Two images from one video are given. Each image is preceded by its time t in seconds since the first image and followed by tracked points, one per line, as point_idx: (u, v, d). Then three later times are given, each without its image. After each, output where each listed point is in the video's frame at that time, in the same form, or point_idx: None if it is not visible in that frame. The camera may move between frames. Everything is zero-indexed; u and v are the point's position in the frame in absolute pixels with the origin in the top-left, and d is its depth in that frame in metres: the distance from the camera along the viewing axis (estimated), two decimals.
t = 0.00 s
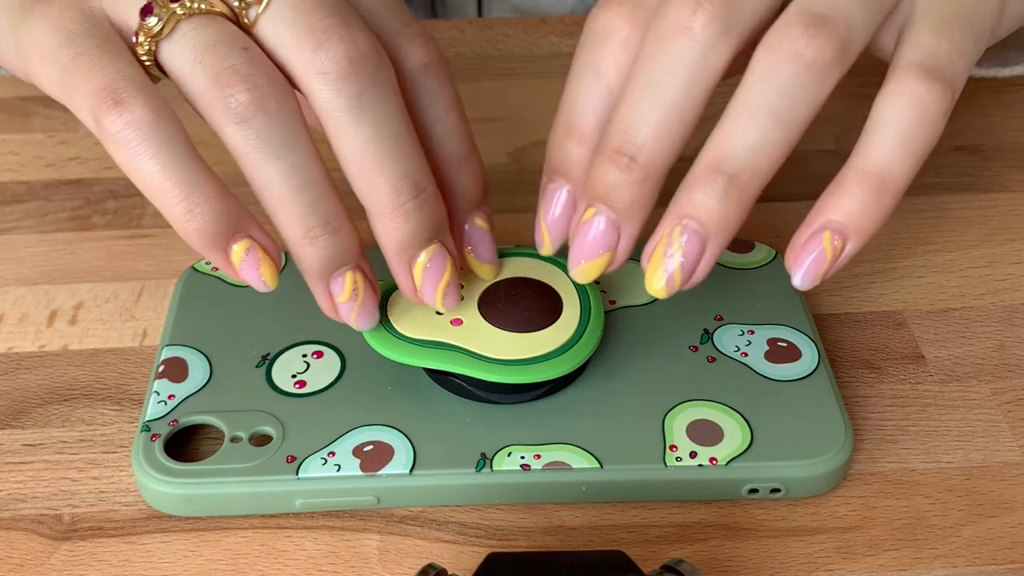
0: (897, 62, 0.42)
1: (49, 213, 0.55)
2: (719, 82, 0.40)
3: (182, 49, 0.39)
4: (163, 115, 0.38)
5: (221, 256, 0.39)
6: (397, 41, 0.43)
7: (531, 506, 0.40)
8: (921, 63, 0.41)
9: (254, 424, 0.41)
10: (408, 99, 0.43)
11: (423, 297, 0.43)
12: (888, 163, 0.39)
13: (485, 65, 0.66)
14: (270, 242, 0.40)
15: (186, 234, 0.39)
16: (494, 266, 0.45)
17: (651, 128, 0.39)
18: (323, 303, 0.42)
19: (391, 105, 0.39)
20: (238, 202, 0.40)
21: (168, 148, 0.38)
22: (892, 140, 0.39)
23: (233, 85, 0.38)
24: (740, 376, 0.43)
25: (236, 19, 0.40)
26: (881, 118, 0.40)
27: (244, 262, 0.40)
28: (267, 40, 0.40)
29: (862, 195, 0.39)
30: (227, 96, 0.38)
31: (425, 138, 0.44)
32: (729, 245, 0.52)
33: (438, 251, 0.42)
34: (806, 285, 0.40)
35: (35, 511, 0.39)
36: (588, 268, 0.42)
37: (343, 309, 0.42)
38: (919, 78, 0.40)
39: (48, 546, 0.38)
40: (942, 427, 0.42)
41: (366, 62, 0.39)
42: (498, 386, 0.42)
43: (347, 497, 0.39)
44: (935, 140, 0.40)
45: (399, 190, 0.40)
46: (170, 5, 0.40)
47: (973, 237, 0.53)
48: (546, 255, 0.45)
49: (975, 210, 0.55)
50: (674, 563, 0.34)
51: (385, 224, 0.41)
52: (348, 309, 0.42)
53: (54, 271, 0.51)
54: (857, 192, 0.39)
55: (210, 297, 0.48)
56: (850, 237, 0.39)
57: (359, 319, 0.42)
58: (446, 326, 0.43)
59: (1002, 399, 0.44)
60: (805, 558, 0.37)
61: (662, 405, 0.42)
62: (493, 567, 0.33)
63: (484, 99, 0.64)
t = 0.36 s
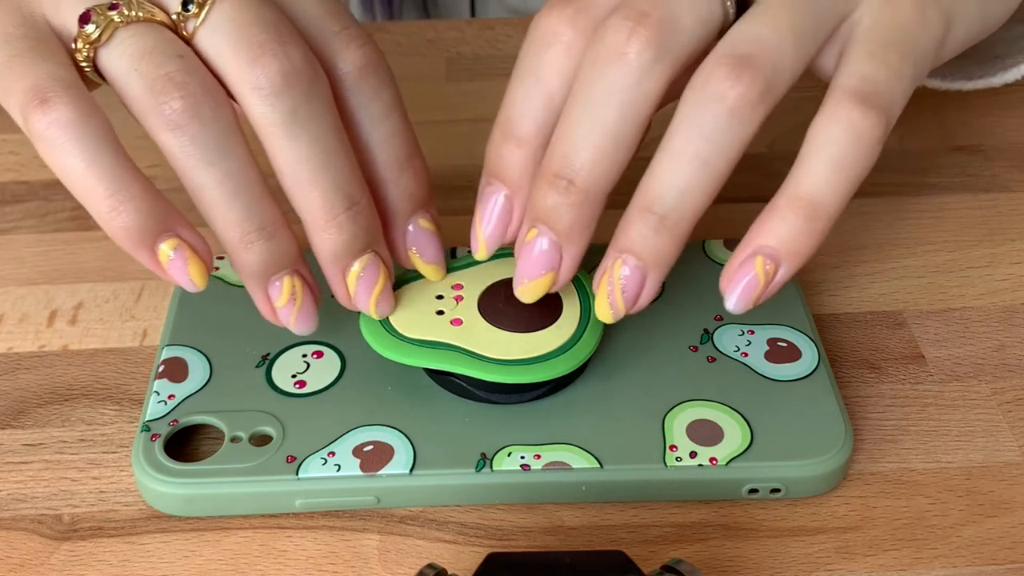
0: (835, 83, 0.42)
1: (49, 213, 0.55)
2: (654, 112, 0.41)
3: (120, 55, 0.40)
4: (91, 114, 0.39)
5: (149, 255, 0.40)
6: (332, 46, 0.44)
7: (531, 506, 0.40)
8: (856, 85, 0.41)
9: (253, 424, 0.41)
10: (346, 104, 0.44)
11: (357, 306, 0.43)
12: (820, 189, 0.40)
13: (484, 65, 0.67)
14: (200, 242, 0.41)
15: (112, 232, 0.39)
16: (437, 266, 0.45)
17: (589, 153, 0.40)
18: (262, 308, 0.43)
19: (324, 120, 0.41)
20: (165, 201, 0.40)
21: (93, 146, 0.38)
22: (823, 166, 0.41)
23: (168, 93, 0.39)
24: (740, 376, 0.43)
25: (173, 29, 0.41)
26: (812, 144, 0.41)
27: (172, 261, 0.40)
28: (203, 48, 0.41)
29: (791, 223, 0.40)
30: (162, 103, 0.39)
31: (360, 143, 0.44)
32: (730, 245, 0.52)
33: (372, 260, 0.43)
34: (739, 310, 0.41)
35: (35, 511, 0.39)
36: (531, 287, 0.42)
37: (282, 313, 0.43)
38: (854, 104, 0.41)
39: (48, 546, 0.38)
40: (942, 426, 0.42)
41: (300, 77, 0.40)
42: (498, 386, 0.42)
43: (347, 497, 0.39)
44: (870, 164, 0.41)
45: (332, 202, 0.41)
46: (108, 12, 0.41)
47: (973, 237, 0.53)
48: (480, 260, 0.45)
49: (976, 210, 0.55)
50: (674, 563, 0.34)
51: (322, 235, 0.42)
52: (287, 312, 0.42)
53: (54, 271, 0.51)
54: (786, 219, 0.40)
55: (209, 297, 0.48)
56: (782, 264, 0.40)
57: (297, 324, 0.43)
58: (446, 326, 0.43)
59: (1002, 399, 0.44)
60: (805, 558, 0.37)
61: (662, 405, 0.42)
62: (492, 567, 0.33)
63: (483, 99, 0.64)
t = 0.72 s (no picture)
0: (876, 78, 0.47)
1: (48, 214, 0.55)
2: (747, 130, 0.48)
3: (85, 29, 0.46)
4: (49, 88, 0.44)
5: (87, 227, 0.45)
6: (286, 47, 0.51)
7: (531, 506, 0.40)
8: (838, 74, 0.46)
9: (253, 424, 0.41)
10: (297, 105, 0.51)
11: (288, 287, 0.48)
12: (850, 211, 0.46)
13: (484, 64, 0.67)
14: (137, 222, 0.46)
15: (56, 199, 0.44)
16: (368, 259, 0.50)
17: (696, 164, 0.49)
18: (194, 279, 0.48)
19: (270, 114, 0.47)
20: (110, 179, 0.45)
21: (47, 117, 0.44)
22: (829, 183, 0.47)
23: (128, 70, 0.45)
24: (740, 376, 0.43)
25: (138, 11, 0.48)
26: (789, 141, 0.46)
27: (107, 235, 0.45)
28: (166, 32, 0.48)
29: (835, 238, 0.46)
30: (123, 78, 0.45)
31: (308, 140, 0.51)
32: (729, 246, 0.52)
33: (303, 246, 0.48)
34: (706, 312, 0.47)
35: (35, 511, 0.39)
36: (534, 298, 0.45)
37: (211, 284, 0.47)
38: (904, 92, 0.45)
39: (48, 546, 0.38)
40: (942, 426, 0.42)
41: (252, 72, 0.47)
42: (498, 386, 0.42)
43: (347, 497, 0.39)
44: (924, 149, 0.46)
45: (271, 190, 0.48)
46: None
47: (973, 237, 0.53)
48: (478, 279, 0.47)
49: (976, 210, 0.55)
50: (675, 563, 0.34)
51: (259, 219, 0.48)
52: (216, 284, 0.47)
53: (54, 271, 0.51)
54: (757, 229, 0.47)
55: (209, 297, 0.48)
56: (811, 274, 0.46)
57: (225, 295, 0.47)
58: (446, 326, 0.43)
59: (1002, 399, 0.44)
60: (805, 558, 0.37)
61: (662, 405, 0.42)
62: (492, 567, 0.33)
63: (483, 99, 0.64)
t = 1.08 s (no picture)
0: (855, 56, 0.49)
1: (49, 213, 0.55)
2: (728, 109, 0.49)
3: (114, 23, 0.48)
4: (72, 74, 0.45)
5: (110, 212, 0.44)
6: (310, 36, 0.52)
7: (531, 506, 0.40)
8: (816, 51, 0.48)
9: (254, 424, 0.41)
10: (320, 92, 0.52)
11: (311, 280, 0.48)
12: (830, 187, 0.47)
13: (483, 64, 0.67)
14: (159, 208, 0.45)
15: (78, 182, 0.44)
16: (394, 247, 0.50)
17: (678, 141, 0.51)
18: (216, 271, 0.48)
19: (295, 109, 0.48)
20: (131, 165, 0.45)
21: (67, 102, 0.44)
22: (809, 159, 0.48)
23: (156, 65, 0.46)
24: (740, 376, 0.43)
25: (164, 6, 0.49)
26: (768, 117, 0.47)
27: (129, 220, 0.44)
28: (191, 26, 0.49)
29: (815, 213, 0.47)
30: (151, 73, 0.46)
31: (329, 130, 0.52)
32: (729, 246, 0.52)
33: (326, 239, 0.49)
34: (689, 287, 0.48)
35: (35, 511, 0.39)
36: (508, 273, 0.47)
37: (231, 276, 0.48)
38: (881, 70, 0.47)
39: (48, 546, 0.38)
40: (941, 426, 0.42)
41: (278, 66, 0.48)
42: (498, 386, 0.42)
43: (347, 497, 0.39)
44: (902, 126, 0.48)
45: (295, 183, 0.48)
46: None
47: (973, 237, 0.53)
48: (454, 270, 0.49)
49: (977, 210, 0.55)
50: (675, 563, 0.34)
51: (283, 212, 0.49)
52: (236, 275, 0.48)
53: (54, 271, 0.51)
54: (736, 203, 0.48)
55: (209, 297, 0.48)
56: (791, 249, 0.48)
57: (244, 286, 0.48)
58: (446, 326, 0.43)
59: (1002, 399, 0.44)
60: (805, 558, 0.37)
61: (662, 406, 0.42)
62: (492, 566, 0.33)
63: (483, 99, 0.64)
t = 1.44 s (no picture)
0: (821, 34, 0.50)
1: (49, 213, 0.55)
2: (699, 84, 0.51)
3: (160, 23, 0.48)
4: (130, 93, 0.46)
5: (167, 227, 0.46)
6: (352, 33, 0.52)
7: (531, 506, 0.40)
8: (781, 27, 0.50)
9: (254, 424, 0.41)
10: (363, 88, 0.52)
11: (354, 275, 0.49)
12: (792, 162, 0.49)
13: (483, 64, 0.67)
14: (212, 221, 0.47)
15: (137, 200, 0.46)
16: (432, 245, 0.51)
17: (652, 117, 0.53)
18: (260, 266, 0.49)
19: (339, 103, 0.48)
20: (188, 182, 0.47)
21: (128, 124, 0.45)
22: (774, 131, 0.50)
23: (204, 65, 0.46)
24: (740, 376, 0.43)
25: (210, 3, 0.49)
26: (732, 91, 0.49)
27: (186, 235, 0.46)
28: (236, 23, 0.49)
29: (777, 188, 0.49)
30: (198, 73, 0.46)
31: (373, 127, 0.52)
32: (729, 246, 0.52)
33: (370, 233, 0.49)
34: (657, 256, 0.50)
35: (35, 511, 0.39)
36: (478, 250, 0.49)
37: (276, 272, 0.48)
38: (844, 45, 0.48)
39: (48, 546, 0.38)
40: (941, 426, 0.42)
41: (323, 61, 0.48)
42: (498, 386, 0.42)
43: (347, 497, 0.39)
44: (866, 100, 0.49)
45: (340, 177, 0.48)
46: None
47: (973, 237, 0.53)
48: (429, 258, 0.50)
49: (976, 210, 0.55)
50: (675, 563, 0.34)
51: (327, 204, 0.49)
52: (282, 271, 0.48)
53: (55, 271, 0.51)
54: (702, 173, 0.50)
55: (210, 297, 0.48)
56: (757, 219, 0.50)
57: (289, 282, 0.48)
58: (446, 326, 0.43)
59: (1002, 399, 0.44)
60: (805, 558, 0.37)
61: (662, 405, 0.42)
62: (492, 566, 0.34)
63: (483, 99, 0.64)
